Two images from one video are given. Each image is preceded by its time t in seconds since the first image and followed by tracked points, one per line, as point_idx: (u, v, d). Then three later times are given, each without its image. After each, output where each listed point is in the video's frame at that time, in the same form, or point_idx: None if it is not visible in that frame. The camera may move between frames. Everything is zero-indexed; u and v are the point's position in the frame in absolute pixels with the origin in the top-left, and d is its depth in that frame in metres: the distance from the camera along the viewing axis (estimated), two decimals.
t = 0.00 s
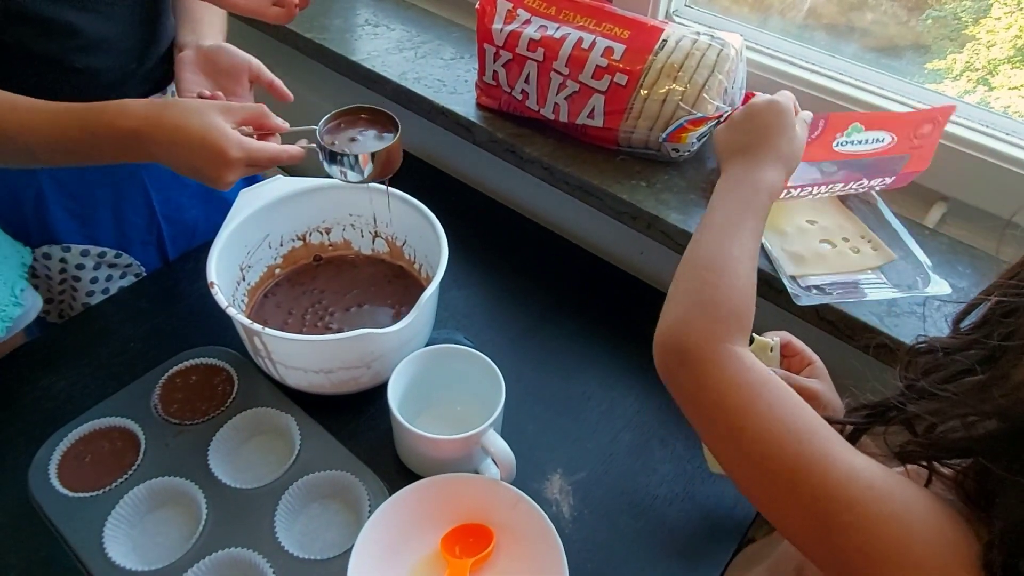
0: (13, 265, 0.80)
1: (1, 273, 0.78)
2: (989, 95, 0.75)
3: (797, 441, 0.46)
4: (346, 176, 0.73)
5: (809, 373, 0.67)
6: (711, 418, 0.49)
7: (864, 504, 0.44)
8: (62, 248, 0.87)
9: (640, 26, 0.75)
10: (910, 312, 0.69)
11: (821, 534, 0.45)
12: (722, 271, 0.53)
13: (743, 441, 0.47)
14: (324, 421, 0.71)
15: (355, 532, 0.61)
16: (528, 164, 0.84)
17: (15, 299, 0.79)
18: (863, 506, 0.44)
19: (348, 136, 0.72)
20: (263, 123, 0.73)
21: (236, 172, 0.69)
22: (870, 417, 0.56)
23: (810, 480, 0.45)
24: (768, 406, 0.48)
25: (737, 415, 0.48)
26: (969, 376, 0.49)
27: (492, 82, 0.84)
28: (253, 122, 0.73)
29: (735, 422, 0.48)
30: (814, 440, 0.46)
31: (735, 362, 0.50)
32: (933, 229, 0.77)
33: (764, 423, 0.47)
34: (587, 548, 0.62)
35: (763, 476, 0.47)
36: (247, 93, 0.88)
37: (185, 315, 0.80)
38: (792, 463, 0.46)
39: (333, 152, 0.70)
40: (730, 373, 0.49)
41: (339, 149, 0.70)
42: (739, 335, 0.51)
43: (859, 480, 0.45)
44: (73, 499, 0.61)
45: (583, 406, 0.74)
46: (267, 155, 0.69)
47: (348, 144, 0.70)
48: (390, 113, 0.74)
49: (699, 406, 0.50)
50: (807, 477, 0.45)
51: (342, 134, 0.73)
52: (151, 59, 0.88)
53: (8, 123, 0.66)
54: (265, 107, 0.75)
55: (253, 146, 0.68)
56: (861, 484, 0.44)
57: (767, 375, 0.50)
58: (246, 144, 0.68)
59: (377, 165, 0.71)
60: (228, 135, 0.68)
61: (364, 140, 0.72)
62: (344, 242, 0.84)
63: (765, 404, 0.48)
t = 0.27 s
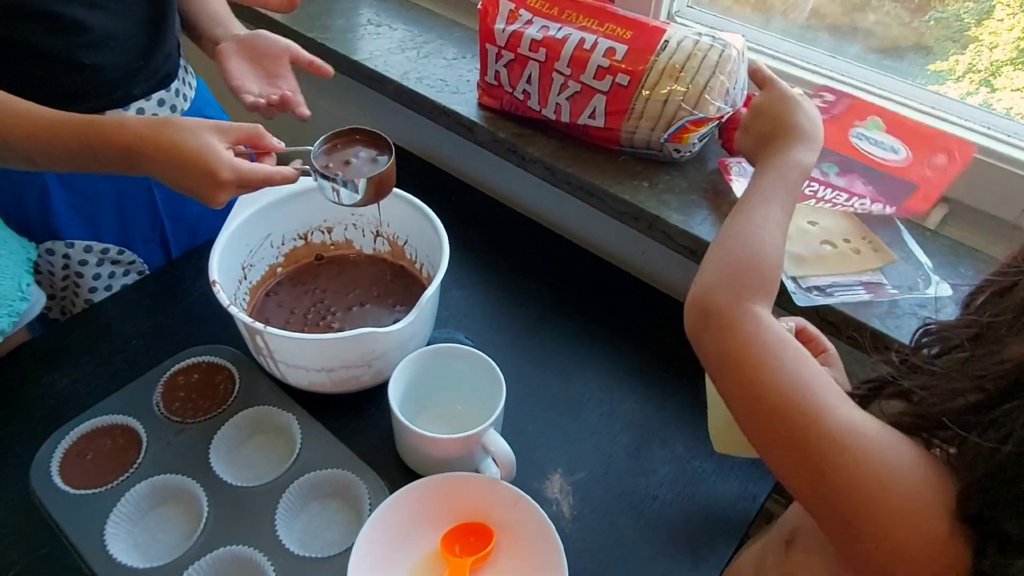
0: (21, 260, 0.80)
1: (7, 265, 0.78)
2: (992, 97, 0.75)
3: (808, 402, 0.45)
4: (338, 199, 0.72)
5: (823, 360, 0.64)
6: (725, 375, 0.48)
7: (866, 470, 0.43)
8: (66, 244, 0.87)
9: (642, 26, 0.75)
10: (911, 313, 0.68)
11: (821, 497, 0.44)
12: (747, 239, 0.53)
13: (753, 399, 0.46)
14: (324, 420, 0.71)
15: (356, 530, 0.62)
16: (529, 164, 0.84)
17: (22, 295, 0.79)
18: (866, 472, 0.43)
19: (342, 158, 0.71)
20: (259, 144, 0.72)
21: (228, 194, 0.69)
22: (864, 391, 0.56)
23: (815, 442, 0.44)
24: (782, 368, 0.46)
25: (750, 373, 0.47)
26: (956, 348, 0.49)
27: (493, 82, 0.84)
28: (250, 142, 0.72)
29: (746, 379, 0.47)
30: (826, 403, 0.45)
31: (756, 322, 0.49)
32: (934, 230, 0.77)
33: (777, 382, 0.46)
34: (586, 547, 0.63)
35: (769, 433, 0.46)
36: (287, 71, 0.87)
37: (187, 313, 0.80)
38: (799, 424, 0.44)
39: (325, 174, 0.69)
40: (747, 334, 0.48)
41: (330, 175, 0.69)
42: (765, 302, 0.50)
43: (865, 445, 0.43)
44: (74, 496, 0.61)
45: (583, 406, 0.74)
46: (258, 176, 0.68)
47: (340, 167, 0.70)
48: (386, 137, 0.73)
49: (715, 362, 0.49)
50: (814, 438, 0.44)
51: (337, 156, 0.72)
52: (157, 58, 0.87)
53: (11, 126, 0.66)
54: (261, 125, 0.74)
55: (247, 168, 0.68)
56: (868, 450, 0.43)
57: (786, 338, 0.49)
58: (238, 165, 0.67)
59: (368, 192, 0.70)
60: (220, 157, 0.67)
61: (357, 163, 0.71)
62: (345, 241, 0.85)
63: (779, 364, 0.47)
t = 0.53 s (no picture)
0: (26, 257, 0.80)
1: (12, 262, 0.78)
2: (996, 99, 0.75)
3: (756, 392, 0.52)
4: (331, 231, 0.72)
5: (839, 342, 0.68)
6: (683, 394, 0.55)
7: (827, 438, 0.48)
8: (72, 238, 0.87)
9: (645, 27, 0.75)
10: (913, 316, 0.69)
11: (799, 473, 0.49)
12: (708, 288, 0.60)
13: (711, 405, 0.53)
14: (327, 418, 0.71)
15: (358, 528, 0.62)
16: (533, 164, 0.84)
17: (26, 291, 0.79)
18: (824, 444, 0.48)
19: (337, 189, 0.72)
20: (258, 168, 0.71)
21: (220, 214, 0.67)
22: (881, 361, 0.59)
23: (773, 428, 0.50)
24: (731, 370, 0.53)
25: (709, 396, 0.53)
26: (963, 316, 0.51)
27: (497, 82, 0.84)
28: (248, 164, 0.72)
29: (703, 391, 0.54)
30: (772, 391, 0.51)
31: (698, 343, 0.55)
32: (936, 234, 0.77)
33: (729, 384, 0.53)
34: (587, 547, 0.63)
35: (734, 432, 0.52)
36: (305, 19, 0.96)
37: (190, 311, 0.81)
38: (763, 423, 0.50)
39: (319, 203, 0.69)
40: (702, 360, 0.54)
41: (323, 204, 0.69)
42: (714, 327, 0.56)
43: (818, 416, 0.49)
44: (78, 493, 0.62)
45: (585, 406, 0.74)
46: (254, 199, 0.67)
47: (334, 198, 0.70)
48: (380, 168, 0.74)
49: (672, 384, 0.56)
50: (771, 422, 0.50)
51: (333, 184, 0.73)
52: (168, 56, 0.87)
53: (19, 126, 0.67)
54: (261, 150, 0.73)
55: (241, 189, 0.66)
56: (821, 419, 0.49)
57: (732, 347, 0.55)
58: (232, 187, 0.66)
59: (360, 220, 0.70)
60: (215, 178, 0.66)
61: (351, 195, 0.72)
62: (349, 240, 0.85)
63: (727, 369, 0.53)
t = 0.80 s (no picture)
0: (27, 256, 0.80)
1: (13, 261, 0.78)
2: (1002, 101, 0.75)
3: (755, 412, 0.51)
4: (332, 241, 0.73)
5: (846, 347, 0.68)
6: (679, 415, 0.54)
7: (831, 457, 0.48)
8: (81, 226, 0.88)
9: (651, 26, 0.74)
10: (920, 318, 0.68)
11: (806, 493, 0.49)
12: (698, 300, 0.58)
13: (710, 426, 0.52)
14: (330, 417, 0.71)
15: (361, 527, 0.62)
16: (538, 164, 0.84)
17: (26, 291, 0.79)
18: (829, 463, 0.48)
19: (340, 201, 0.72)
20: (262, 176, 0.73)
21: (224, 221, 0.67)
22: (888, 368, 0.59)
23: (775, 448, 0.49)
24: (729, 389, 0.52)
25: (707, 415, 0.52)
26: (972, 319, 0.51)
27: (502, 81, 0.84)
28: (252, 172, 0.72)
29: (698, 412, 0.53)
30: (772, 409, 0.51)
31: (692, 361, 0.54)
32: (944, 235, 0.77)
33: (727, 404, 0.52)
34: (590, 549, 0.62)
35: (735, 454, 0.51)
36: None
37: (195, 309, 0.81)
38: (763, 442, 0.50)
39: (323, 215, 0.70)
40: (698, 380, 0.53)
41: (325, 214, 0.70)
42: (707, 341, 0.55)
43: (822, 435, 0.48)
44: (80, 489, 0.62)
45: (589, 407, 0.74)
46: (257, 207, 0.67)
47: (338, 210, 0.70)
48: (381, 179, 0.75)
49: (667, 404, 0.55)
50: (774, 443, 0.49)
51: (335, 195, 0.73)
52: (178, 48, 0.87)
53: (23, 124, 0.67)
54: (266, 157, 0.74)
55: (245, 198, 0.67)
56: (825, 437, 0.48)
57: (726, 362, 0.54)
58: (236, 194, 0.67)
59: (361, 230, 0.71)
60: (220, 185, 0.67)
61: (354, 205, 0.72)
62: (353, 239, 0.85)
63: (724, 388, 0.52)
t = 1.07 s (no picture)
0: (32, 252, 0.80)
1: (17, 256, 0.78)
2: (1007, 104, 0.75)
3: (761, 424, 0.51)
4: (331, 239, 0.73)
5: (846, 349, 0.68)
6: (684, 427, 0.54)
7: (839, 470, 0.48)
8: (88, 220, 0.88)
9: (658, 27, 0.74)
10: (925, 319, 0.68)
11: (814, 507, 0.48)
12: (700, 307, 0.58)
13: (716, 439, 0.52)
14: (334, 415, 0.71)
15: (365, 525, 0.62)
16: (543, 163, 0.84)
17: (31, 286, 0.78)
18: (837, 476, 0.47)
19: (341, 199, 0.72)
20: (263, 173, 0.72)
21: (224, 217, 0.68)
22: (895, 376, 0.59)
23: (782, 461, 0.49)
24: (734, 401, 0.52)
25: (712, 425, 0.52)
26: (980, 328, 0.51)
27: (508, 80, 0.84)
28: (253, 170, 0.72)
29: (703, 421, 0.53)
30: (777, 421, 0.51)
31: (696, 373, 0.54)
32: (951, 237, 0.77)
33: (733, 416, 0.52)
34: (594, 548, 0.62)
35: (742, 467, 0.51)
36: None
37: (199, 306, 0.81)
38: (769, 453, 0.50)
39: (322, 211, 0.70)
40: (702, 389, 0.53)
41: (326, 212, 0.70)
42: (709, 352, 0.55)
43: (828, 447, 0.48)
44: (85, 485, 0.62)
45: (593, 406, 0.74)
46: (258, 205, 0.68)
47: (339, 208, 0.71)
48: (381, 179, 0.75)
49: (671, 416, 0.55)
50: (781, 456, 0.49)
51: (335, 195, 0.73)
52: (186, 45, 0.87)
53: (30, 117, 0.67)
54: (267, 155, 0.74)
55: (246, 195, 0.67)
56: (833, 450, 0.48)
57: (730, 374, 0.54)
58: (237, 192, 0.67)
59: (362, 229, 0.71)
60: (222, 181, 0.67)
61: (355, 204, 0.72)
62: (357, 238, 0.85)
63: (728, 397, 0.52)
